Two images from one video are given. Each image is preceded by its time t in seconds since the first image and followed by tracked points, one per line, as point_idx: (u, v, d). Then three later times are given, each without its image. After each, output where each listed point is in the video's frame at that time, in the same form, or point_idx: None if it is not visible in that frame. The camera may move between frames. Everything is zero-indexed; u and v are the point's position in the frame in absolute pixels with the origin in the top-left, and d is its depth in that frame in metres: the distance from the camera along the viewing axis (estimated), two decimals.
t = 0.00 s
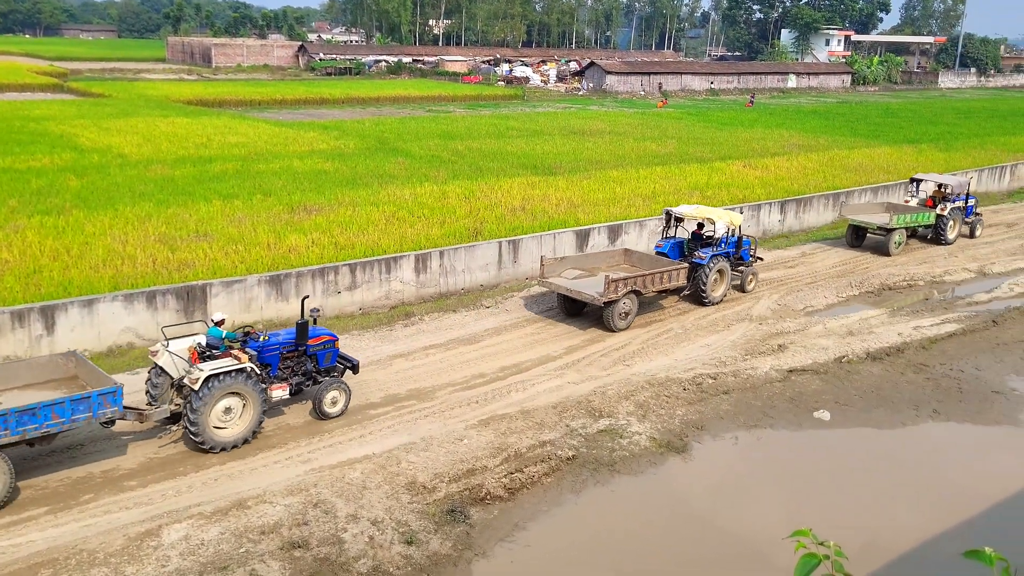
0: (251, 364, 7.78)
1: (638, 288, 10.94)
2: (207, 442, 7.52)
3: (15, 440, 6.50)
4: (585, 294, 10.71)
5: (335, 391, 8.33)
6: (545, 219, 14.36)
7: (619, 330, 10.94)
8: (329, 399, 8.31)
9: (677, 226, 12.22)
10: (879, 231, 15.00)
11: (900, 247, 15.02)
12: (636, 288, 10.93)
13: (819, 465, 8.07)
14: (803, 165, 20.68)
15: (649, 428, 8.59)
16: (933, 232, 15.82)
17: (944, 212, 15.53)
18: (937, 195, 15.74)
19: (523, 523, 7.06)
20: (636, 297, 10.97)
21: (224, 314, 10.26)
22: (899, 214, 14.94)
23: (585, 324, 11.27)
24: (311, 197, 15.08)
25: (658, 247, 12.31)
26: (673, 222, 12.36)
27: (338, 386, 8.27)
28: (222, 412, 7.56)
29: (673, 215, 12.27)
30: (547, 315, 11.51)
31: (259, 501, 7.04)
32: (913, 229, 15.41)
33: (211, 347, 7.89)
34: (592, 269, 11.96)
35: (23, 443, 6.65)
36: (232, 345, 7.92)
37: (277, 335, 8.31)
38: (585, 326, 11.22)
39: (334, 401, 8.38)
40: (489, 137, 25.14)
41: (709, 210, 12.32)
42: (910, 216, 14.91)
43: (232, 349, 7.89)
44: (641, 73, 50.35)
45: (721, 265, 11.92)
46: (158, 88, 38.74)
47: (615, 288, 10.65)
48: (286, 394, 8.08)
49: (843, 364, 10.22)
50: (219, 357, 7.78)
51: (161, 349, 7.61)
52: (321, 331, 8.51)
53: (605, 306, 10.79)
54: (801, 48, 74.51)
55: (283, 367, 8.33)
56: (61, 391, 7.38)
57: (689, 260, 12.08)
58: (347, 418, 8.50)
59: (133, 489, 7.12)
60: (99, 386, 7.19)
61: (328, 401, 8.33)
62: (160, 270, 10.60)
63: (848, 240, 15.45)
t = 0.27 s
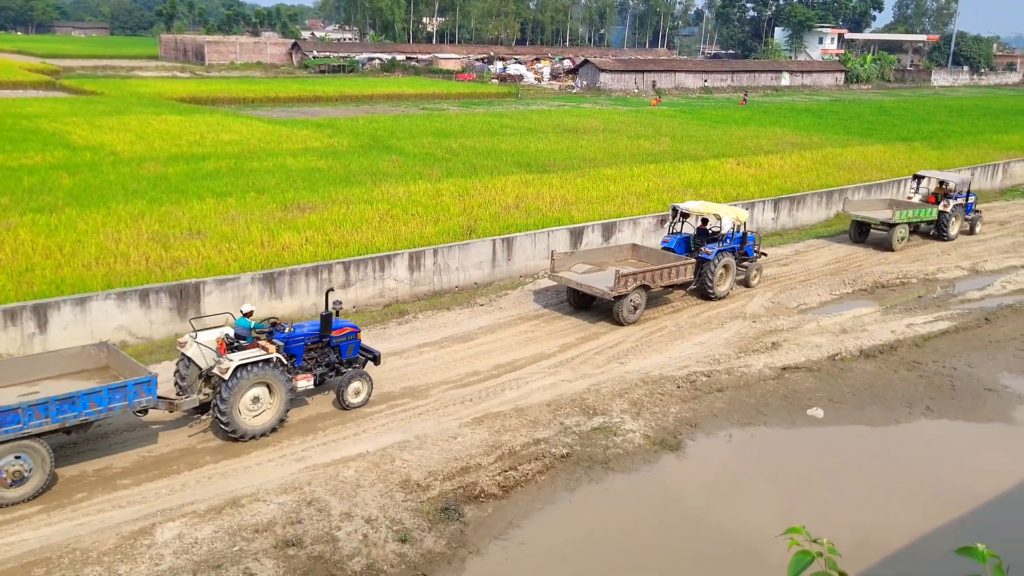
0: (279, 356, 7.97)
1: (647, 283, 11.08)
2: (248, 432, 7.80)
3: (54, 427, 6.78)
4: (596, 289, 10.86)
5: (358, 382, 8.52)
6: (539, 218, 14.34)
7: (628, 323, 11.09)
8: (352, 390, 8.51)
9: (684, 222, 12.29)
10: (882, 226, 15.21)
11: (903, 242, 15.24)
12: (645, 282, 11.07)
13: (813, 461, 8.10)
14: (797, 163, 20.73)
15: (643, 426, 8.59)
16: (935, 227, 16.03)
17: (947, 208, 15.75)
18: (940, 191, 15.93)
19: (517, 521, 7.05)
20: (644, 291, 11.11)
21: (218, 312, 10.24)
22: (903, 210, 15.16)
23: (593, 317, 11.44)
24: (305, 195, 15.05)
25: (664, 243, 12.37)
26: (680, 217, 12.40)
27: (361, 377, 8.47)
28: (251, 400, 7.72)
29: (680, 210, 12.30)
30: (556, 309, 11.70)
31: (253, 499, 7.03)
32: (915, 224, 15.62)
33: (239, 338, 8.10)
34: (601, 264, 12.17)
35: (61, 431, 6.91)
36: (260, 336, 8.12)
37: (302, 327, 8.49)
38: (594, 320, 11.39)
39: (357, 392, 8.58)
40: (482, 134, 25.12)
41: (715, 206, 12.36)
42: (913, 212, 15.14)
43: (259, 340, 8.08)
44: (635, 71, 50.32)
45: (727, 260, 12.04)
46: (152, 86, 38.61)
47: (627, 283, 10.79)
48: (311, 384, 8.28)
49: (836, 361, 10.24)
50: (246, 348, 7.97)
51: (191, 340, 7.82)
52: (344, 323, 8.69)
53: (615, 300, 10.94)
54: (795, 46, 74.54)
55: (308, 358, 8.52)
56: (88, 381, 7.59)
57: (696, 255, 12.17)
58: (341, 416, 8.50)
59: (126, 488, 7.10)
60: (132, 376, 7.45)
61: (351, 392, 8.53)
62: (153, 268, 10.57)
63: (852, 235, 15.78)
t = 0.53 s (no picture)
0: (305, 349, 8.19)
1: (655, 279, 11.26)
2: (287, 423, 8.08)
3: (93, 417, 6.94)
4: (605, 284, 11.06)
5: (379, 373, 8.71)
6: (533, 217, 14.35)
7: (637, 319, 11.28)
8: (374, 381, 8.70)
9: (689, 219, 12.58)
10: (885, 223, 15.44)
11: (906, 239, 15.47)
12: (653, 279, 11.25)
13: (807, 459, 8.12)
14: (790, 162, 20.78)
15: (637, 425, 8.60)
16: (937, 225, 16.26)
17: (949, 206, 16.00)
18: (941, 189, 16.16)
19: (511, 521, 7.05)
20: (653, 287, 11.31)
21: (212, 312, 10.23)
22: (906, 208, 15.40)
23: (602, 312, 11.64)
24: (299, 194, 15.03)
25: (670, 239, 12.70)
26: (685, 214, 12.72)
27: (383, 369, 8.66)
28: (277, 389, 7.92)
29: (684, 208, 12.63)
30: (565, 304, 11.91)
31: (247, 499, 7.01)
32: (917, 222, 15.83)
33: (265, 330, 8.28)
34: (610, 259, 12.37)
35: (98, 421, 7.08)
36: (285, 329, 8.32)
37: (325, 320, 8.70)
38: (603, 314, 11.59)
39: (378, 383, 8.77)
40: (476, 134, 25.10)
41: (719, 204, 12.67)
42: (915, 210, 15.37)
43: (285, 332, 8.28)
44: (629, 71, 50.37)
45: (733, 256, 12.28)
46: (144, 84, 38.51)
47: (636, 279, 10.97)
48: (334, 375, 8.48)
49: (830, 360, 10.26)
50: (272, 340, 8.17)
51: (217, 332, 8.01)
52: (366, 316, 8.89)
53: (624, 296, 11.13)
54: (788, 45, 74.63)
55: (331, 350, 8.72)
56: (117, 372, 7.74)
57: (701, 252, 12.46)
58: (335, 416, 8.49)
59: (119, 487, 7.07)
60: (164, 368, 7.62)
61: (372, 383, 8.72)
62: (146, 267, 10.55)
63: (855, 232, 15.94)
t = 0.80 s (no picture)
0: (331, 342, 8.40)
1: (663, 276, 11.41)
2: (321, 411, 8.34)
3: (129, 408, 7.15)
4: (614, 280, 11.23)
5: (401, 366, 8.92)
6: (528, 216, 14.35)
7: (644, 315, 11.42)
8: (396, 372, 8.90)
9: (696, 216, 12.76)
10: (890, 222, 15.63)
11: (910, 238, 15.61)
12: (660, 276, 11.41)
13: (802, 459, 8.13)
14: (784, 162, 20.83)
15: (632, 424, 8.60)
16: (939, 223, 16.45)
17: (951, 204, 16.18)
18: (944, 188, 16.33)
19: (506, 520, 7.04)
20: (661, 283, 11.47)
21: (206, 311, 10.22)
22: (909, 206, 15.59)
23: (610, 308, 11.79)
24: (293, 194, 15.02)
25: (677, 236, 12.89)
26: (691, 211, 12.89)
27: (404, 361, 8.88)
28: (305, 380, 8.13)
29: (691, 205, 12.81)
30: (574, 300, 12.08)
31: (241, 499, 7.00)
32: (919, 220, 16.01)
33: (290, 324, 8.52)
34: (618, 256, 12.49)
35: (132, 412, 7.28)
36: (310, 323, 8.56)
37: (348, 314, 8.91)
38: (611, 310, 11.75)
39: (399, 375, 8.98)
40: (470, 133, 25.09)
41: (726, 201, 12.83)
42: (919, 208, 15.56)
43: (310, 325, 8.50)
44: (624, 71, 50.40)
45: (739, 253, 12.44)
46: (138, 84, 38.35)
47: (644, 275, 11.14)
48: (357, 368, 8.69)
49: (824, 360, 10.28)
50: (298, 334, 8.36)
51: (245, 326, 8.23)
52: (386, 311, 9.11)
53: (633, 292, 11.28)
54: (783, 45, 74.74)
55: (353, 344, 8.93)
56: (148, 365, 8.02)
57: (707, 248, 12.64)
58: (330, 416, 8.48)
59: (113, 488, 7.04)
60: (195, 360, 7.86)
61: (394, 375, 8.92)
62: (140, 267, 10.53)
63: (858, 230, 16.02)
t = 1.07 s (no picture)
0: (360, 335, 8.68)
1: (673, 273, 11.61)
2: (358, 394, 8.65)
3: (166, 399, 7.36)
4: (625, 277, 11.43)
5: (424, 359, 9.16)
6: (525, 217, 14.36)
7: (654, 311, 11.60)
8: (418, 367, 9.13)
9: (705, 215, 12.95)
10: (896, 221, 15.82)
11: (917, 236, 15.82)
12: (670, 273, 11.61)
13: (799, 459, 8.14)
14: (782, 162, 20.86)
15: (630, 425, 8.60)
16: (944, 222, 16.63)
17: (956, 203, 16.36)
18: (948, 187, 16.50)
19: (503, 521, 7.04)
20: (671, 280, 11.67)
21: (204, 312, 10.22)
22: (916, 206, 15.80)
23: (622, 305, 11.97)
24: (291, 194, 15.02)
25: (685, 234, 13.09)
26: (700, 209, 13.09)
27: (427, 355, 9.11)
28: (335, 371, 8.39)
29: (700, 203, 13.00)
30: (585, 296, 12.27)
31: (238, 500, 7.00)
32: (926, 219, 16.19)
33: (318, 319, 8.79)
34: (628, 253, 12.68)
35: (168, 403, 7.48)
36: (337, 317, 8.80)
37: (372, 309, 9.16)
38: (622, 307, 11.92)
39: (422, 369, 9.20)
40: (467, 134, 25.08)
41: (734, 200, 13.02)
42: (925, 207, 15.71)
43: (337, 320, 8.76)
44: (621, 71, 50.45)
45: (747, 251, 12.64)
46: (135, 84, 38.26)
47: (655, 272, 11.34)
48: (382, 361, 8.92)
49: (821, 360, 10.29)
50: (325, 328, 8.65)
51: (274, 320, 8.56)
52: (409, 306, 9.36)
53: (644, 289, 11.47)
54: (780, 45, 74.81)
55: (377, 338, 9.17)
56: (187, 357, 8.36)
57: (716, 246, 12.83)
58: (327, 416, 8.48)
59: (111, 489, 7.03)
60: (229, 353, 8.14)
61: (417, 368, 9.15)
62: (137, 268, 10.53)
63: (866, 229, 16.25)
